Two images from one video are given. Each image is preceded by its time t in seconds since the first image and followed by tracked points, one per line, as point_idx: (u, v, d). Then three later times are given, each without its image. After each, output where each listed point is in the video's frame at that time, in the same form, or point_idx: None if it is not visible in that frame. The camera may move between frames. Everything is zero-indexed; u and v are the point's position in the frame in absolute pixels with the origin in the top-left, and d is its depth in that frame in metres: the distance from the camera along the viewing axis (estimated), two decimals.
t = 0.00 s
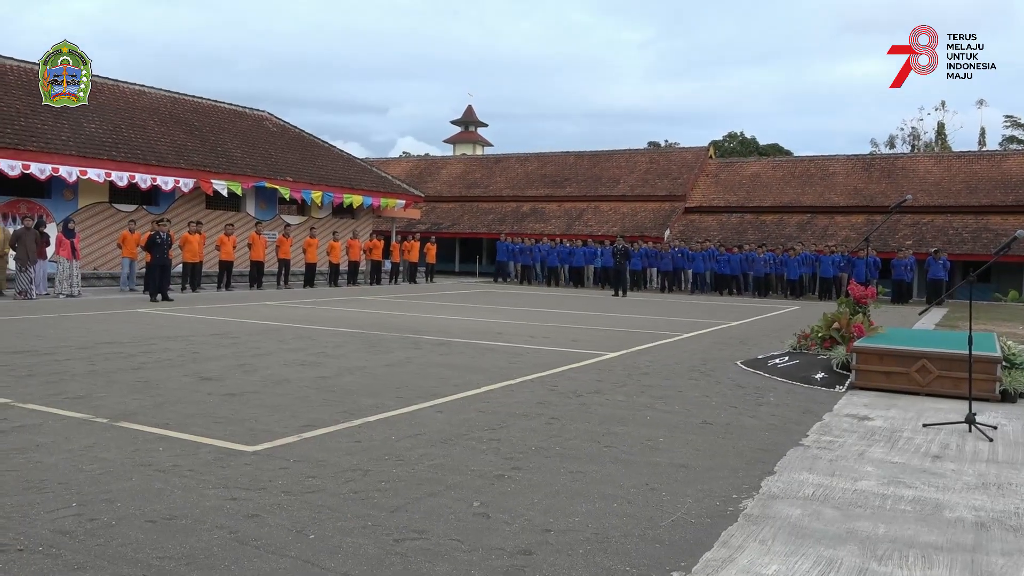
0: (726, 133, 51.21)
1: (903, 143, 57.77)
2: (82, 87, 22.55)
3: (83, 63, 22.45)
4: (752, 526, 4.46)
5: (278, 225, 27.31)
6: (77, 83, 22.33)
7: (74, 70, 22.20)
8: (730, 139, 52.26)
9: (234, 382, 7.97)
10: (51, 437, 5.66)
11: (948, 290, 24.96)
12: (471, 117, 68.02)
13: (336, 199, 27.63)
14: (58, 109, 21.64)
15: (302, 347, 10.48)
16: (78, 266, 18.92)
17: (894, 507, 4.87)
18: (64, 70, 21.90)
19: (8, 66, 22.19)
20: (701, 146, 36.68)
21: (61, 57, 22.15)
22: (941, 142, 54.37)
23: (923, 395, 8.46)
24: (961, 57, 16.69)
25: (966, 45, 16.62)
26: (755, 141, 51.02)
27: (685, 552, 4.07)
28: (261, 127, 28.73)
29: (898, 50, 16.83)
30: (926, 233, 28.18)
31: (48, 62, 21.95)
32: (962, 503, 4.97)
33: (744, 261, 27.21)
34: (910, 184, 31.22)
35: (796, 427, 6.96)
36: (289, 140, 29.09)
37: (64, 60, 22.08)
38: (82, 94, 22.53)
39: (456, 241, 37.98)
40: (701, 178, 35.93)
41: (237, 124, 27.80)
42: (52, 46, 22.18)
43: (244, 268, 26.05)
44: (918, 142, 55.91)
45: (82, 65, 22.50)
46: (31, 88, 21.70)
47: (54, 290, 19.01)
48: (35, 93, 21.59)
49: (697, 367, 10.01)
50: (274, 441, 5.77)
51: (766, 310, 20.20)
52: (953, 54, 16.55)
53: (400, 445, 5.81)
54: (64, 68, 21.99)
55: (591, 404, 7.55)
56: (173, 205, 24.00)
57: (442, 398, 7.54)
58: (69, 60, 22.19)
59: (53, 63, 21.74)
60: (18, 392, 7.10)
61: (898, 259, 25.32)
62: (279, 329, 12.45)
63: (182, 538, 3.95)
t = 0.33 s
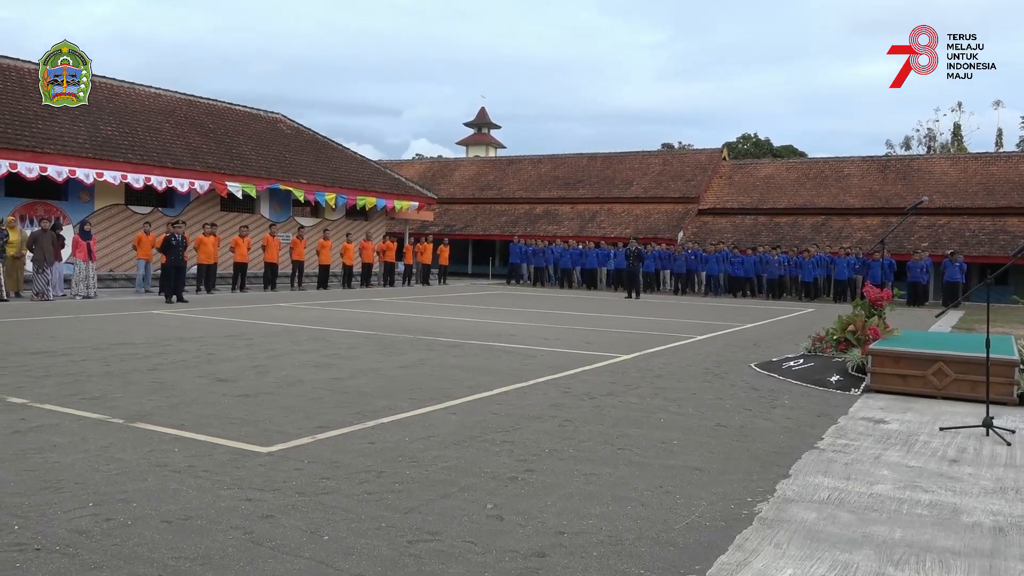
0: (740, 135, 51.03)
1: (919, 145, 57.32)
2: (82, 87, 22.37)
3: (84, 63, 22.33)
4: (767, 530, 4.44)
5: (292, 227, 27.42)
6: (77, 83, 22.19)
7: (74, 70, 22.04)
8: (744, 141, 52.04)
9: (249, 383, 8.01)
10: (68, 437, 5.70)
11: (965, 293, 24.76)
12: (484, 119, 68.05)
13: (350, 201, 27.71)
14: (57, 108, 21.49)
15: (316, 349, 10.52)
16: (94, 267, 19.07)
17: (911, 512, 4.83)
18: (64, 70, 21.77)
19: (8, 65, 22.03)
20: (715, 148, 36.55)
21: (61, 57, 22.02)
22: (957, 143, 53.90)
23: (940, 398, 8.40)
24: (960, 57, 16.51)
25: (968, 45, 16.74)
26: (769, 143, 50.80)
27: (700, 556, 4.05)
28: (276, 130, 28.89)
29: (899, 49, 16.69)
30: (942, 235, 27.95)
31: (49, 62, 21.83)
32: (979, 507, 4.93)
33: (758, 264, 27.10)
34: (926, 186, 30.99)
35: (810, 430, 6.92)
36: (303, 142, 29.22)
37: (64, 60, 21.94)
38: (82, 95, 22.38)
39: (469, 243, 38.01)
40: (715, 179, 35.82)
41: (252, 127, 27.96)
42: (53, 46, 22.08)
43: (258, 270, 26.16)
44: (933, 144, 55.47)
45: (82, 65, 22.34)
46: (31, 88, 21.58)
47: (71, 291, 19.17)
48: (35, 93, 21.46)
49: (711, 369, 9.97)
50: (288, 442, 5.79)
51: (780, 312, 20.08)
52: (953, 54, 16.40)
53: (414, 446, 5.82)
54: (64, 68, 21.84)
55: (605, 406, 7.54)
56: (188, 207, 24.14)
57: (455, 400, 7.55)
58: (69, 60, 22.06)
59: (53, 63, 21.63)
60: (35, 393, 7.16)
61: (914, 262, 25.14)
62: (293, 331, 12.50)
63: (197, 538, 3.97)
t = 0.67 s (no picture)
0: (754, 137, 50.81)
1: (935, 145, 56.85)
2: (83, 87, 22.24)
3: (84, 63, 22.27)
4: (780, 533, 4.41)
5: (305, 229, 27.53)
6: (77, 83, 22.05)
7: (74, 70, 21.96)
8: (758, 142, 51.85)
9: (262, 384, 8.04)
10: (84, 437, 5.74)
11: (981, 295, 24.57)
12: (496, 120, 68.09)
13: (363, 202, 27.79)
14: (57, 108, 21.28)
15: (329, 350, 10.55)
16: (108, 268, 19.19)
17: (927, 516, 4.79)
18: (64, 70, 21.69)
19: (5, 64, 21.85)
20: (727, 149, 36.43)
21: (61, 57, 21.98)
22: (972, 145, 53.56)
23: (955, 401, 8.33)
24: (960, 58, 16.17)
25: (966, 46, 16.00)
26: (783, 145, 50.62)
27: (713, 559, 4.03)
28: (289, 131, 29.02)
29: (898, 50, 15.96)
30: (958, 238, 27.74)
31: (48, 62, 21.78)
32: (995, 511, 4.88)
33: (771, 265, 26.96)
34: (941, 188, 30.77)
35: (824, 433, 6.88)
36: (316, 143, 29.33)
37: (64, 60, 21.91)
38: (82, 95, 22.22)
39: (481, 244, 38.05)
40: (728, 181, 35.69)
41: (265, 128, 28.09)
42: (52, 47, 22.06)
43: (271, 271, 26.27)
44: (949, 146, 55.09)
45: (82, 65, 22.28)
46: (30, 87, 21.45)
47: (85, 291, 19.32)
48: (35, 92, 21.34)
49: (724, 372, 9.92)
50: (302, 443, 5.81)
51: (794, 314, 19.97)
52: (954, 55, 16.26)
53: (426, 448, 5.82)
54: (64, 68, 21.78)
55: (617, 408, 7.52)
56: (202, 208, 24.28)
57: (468, 402, 7.55)
58: (69, 61, 22.01)
59: (53, 63, 21.57)
60: (51, 393, 7.20)
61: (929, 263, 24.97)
62: (305, 332, 12.53)
63: (211, 538, 3.98)
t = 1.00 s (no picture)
0: (769, 137, 50.56)
1: (954, 146, 56.17)
2: (82, 87, 22.02)
3: (84, 63, 22.01)
4: (798, 536, 4.38)
5: (321, 230, 27.65)
6: (77, 83, 21.82)
7: (74, 70, 21.71)
8: (773, 143, 51.62)
9: (278, 385, 8.07)
10: (102, 438, 5.77)
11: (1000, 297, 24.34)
12: (510, 122, 68.12)
13: (378, 204, 27.87)
14: (57, 108, 21.10)
15: (344, 351, 10.59)
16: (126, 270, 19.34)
17: (946, 520, 4.74)
18: (64, 70, 21.47)
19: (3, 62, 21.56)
20: (743, 150, 36.27)
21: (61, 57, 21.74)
22: (991, 145, 53.08)
23: (975, 404, 8.25)
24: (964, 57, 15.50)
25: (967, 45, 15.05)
26: (799, 146, 50.37)
27: (731, 563, 4.00)
28: (305, 134, 29.15)
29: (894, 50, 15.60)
30: (977, 239, 27.49)
31: (49, 62, 21.56)
32: (1017, 516, 4.82)
33: (787, 267, 26.80)
34: (960, 189, 30.49)
35: (841, 436, 6.83)
36: (331, 146, 29.45)
37: (64, 60, 21.68)
38: (83, 95, 22.01)
39: (495, 246, 38.07)
40: (743, 182, 35.53)
41: (281, 131, 28.24)
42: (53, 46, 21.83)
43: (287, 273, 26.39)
44: (967, 146, 54.59)
45: (82, 65, 22.03)
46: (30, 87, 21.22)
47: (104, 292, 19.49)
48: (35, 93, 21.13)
49: (740, 374, 9.87)
50: (317, 444, 5.83)
51: (811, 316, 19.85)
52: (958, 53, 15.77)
53: (441, 449, 5.83)
54: (64, 68, 21.54)
55: (633, 410, 7.49)
56: (219, 210, 24.43)
57: (483, 404, 7.55)
58: (69, 60, 21.76)
59: (53, 63, 21.36)
60: (70, 394, 7.27)
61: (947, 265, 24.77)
62: (320, 333, 12.59)
63: (228, 539, 3.99)
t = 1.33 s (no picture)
0: (785, 140, 50.32)
1: (973, 148, 55.48)
2: (83, 87, 21.88)
3: (84, 63, 21.88)
4: (816, 541, 4.35)
5: (336, 233, 27.77)
6: (77, 83, 21.67)
7: (74, 70, 21.57)
8: (789, 146, 51.42)
9: (293, 387, 8.11)
10: (120, 440, 5.81)
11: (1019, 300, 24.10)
12: (524, 125, 68.15)
13: (392, 207, 27.96)
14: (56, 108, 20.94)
15: (360, 354, 10.62)
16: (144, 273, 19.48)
17: (965, 525, 4.69)
18: (64, 70, 21.32)
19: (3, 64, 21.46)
20: (759, 152, 36.12)
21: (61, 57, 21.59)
22: (1009, 147, 52.59)
23: (994, 408, 8.17)
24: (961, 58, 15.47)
25: (967, 45, 15.41)
26: (815, 148, 50.13)
27: (748, 568, 3.97)
28: (320, 137, 29.29)
29: (897, 50, 15.44)
30: (995, 241, 27.21)
31: (48, 62, 21.40)
32: None
33: (803, 270, 26.64)
34: (978, 191, 30.20)
35: (859, 440, 6.77)
36: (346, 149, 29.56)
37: (64, 60, 21.54)
38: (83, 95, 21.85)
39: (510, 249, 38.11)
40: (759, 184, 35.39)
41: (297, 134, 28.38)
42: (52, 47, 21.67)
43: (302, 276, 26.51)
44: (985, 147, 54.10)
45: (82, 65, 21.90)
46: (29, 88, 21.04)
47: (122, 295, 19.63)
48: (34, 93, 20.97)
49: (756, 377, 9.82)
50: (333, 446, 5.84)
51: (827, 320, 19.72)
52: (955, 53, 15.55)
53: (456, 452, 5.83)
54: (64, 68, 21.41)
55: (647, 413, 7.47)
56: (235, 213, 24.58)
57: (498, 407, 7.54)
58: (69, 60, 21.62)
59: (53, 63, 21.20)
60: (89, 396, 7.33)
61: (965, 268, 24.61)
62: (336, 336, 12.63)
63: (245, 541, 4.01)
